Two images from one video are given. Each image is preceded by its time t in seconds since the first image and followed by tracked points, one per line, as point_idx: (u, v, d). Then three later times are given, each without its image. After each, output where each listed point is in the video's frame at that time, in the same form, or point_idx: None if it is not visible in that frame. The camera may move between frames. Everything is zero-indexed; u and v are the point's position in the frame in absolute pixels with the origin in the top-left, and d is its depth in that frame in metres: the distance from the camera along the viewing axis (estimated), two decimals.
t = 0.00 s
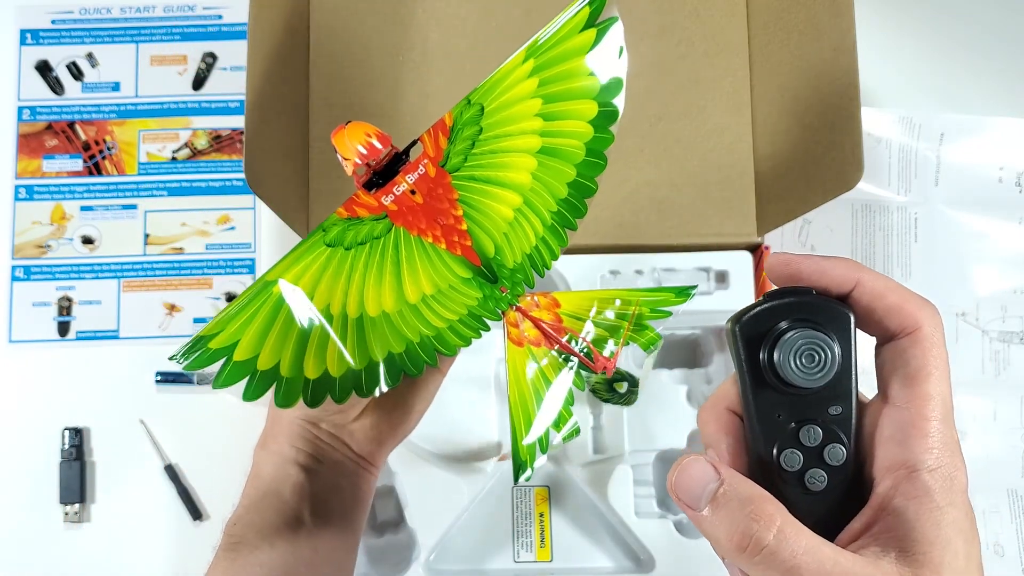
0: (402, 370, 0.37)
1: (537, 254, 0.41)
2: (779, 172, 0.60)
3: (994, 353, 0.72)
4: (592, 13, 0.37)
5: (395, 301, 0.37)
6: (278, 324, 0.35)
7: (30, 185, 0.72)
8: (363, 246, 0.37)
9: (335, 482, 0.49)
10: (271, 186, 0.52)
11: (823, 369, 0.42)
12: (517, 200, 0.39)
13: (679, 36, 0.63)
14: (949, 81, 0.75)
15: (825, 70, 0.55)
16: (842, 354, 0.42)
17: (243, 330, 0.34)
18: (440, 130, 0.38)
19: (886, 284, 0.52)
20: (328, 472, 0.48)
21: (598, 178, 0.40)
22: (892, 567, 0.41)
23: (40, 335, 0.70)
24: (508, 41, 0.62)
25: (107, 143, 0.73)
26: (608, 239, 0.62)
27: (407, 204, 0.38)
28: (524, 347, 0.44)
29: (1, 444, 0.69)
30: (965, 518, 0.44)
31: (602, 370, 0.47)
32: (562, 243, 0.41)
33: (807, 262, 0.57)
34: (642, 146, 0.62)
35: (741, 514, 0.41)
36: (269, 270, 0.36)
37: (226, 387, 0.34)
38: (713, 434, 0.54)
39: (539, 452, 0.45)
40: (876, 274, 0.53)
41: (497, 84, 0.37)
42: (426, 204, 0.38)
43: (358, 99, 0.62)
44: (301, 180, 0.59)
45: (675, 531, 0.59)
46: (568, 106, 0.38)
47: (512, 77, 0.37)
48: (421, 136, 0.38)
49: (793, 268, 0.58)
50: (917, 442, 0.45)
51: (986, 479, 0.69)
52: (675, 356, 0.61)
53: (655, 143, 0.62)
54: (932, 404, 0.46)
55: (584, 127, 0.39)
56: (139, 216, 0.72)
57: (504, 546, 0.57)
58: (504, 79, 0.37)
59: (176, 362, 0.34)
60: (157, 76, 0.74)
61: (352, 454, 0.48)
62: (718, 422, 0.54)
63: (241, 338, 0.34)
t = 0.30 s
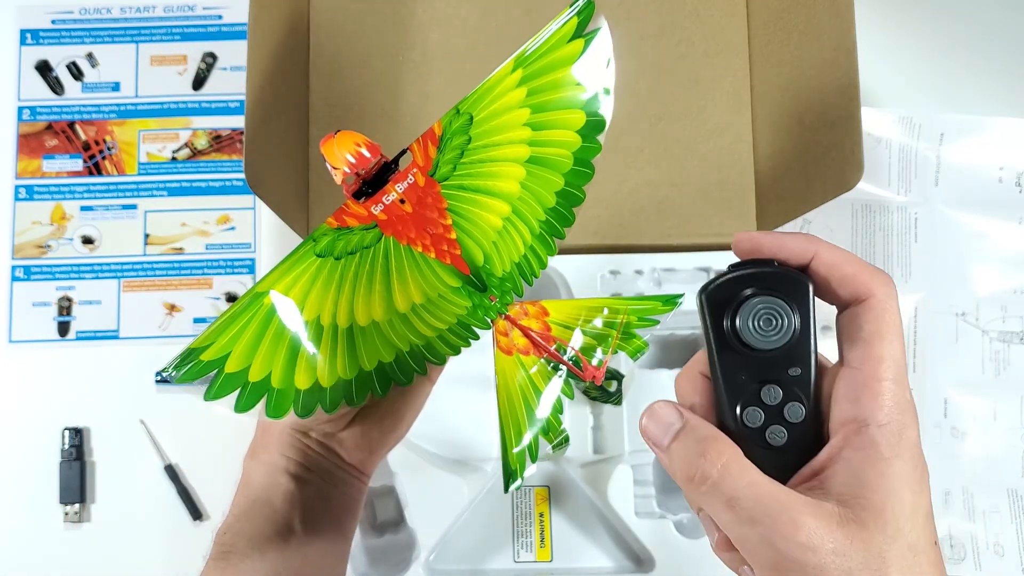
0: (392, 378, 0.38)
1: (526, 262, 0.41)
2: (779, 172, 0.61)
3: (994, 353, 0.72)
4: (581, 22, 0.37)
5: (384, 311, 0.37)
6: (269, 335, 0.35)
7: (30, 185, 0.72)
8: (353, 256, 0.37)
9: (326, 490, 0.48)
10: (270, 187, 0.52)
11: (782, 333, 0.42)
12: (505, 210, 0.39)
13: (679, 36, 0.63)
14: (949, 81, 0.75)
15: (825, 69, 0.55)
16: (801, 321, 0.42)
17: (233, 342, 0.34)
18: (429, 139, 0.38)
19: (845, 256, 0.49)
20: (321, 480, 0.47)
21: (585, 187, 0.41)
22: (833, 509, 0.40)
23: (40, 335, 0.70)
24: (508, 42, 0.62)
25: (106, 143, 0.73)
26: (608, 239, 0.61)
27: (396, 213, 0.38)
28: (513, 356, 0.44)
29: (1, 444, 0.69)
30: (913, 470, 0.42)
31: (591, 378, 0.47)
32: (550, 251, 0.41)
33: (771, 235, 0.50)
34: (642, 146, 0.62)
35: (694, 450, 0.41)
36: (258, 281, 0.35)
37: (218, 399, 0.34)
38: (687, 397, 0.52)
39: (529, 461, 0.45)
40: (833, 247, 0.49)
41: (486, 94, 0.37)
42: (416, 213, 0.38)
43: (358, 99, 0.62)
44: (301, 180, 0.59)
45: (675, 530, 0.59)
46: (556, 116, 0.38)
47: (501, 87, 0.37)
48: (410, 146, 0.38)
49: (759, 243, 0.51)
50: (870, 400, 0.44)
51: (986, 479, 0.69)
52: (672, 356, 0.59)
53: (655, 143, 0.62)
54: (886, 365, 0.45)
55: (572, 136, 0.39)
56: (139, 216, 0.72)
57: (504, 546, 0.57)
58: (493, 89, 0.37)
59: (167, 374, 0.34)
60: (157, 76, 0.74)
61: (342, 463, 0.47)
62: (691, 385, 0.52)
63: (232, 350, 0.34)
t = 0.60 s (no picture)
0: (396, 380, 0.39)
1: (531, 265, 0.42)
2: (781, 171, 0.61)
3: (994, 353, 0.72)
4: (586, 25, 0.37)
5: (390, 316, 0.37)
6: (274, 341, 0.35)
7: (30, 185, 0.72)
8: (358, 260, 0.36)
9: (329, 493, 0.48)
10: (270, 186, 0.52)
11: (787, 318, 0.42)
12: (510, 213, 0.39)
13: (679, 36, 0.63)
14: (949, 82, 0.75)
15: (825, 69, 0.55)
16: (806, 307, 0.42)
17: (239, 347, 0.35)
18: (435, 143, 0.37)
19: (850, 243, 0.49)
20: (324, 483, 0.47)
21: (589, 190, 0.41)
22: (835, 490, 0.40)
23: (40, 335, 0.70)
24: (508, 42, 0.62)
25: (106, 143, 0.73)
26: (608, 240, 0.61)
27: (402, 217, 0.38)
28: (519, 360, 0.44)
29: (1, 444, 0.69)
30: (913, 453, 0.42)
31: (598, 385, 0.46)
32: (556, 255, 0.42)
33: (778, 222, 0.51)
34: (642, 146, 0.62)
35: (701, 427, 0.41)
36: (263, 285, 0.35)
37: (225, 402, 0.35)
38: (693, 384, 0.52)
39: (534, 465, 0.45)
40: (839, 234, 0.49)
41: (492, 98, 0.37)
42: (420, 217, 0.38)
43: (358, 99, 0.62)
44: (301, 180, 0.59)
45: (675, 530, 0.60)
46: (562, 119, 0.38)
47: (506, 90, 0.37)
48: (416, 149, 0.37)
49: (766, 230, 0.52)
50: (872, 384, 0.43)
51: (986, 479, 0.69)
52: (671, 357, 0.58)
53: (655, 143, 0.62)
54: (888, 350, 0.44)
55: (577, 140, 0.39)
56: (139, 216, 0.72)
57: (504, 546, 0.57)
58: (498, 93, 0.37)
59: (175, 378, 0.34)
60: (157, 76, 0.74)
61: (346, 466, 0.48)
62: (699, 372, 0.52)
63: (238, 354, 0.35)
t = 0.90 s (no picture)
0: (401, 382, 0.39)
1: (534, 267, 0.41)
2: (782, 172, 0.61)
3: (994, 353, 0.72)
4: (588, 26, 0.37)
5: (394, 317, 0.37)
6: (278, 341, 0.35)
7: (30, 185, 0.72)
8: (362, 261, 0.37)
9: (331, 493, 0.48)
10: (270, 187, 0.52)
11: (791, 322, 0.42)
12: (513, 214, 0.39)
13: (679, 36, 0.63)
14: (949, 81, 0.75)
15: (825, 68, 0.55)
16: (810, 312, 0.42)
17: (243, 349, 0.35)
18: (438, 144, 0.37)
19: (853, 247, 0.48)
20: (326, 483, 0.47)
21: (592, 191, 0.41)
22: (839, 494, 0.40)
23: (40, 335, 0.70)
24: (508, 42, 0.62)
25: (106, 143, 0.73)
26: (608, 240, 0.62)
27: (405, 218, 0.38)
28: (522, 360, 0.44)
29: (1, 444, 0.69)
30: (916, 456, 0.42)
31: (601, 384, 0.46)
32: (558, 255, 0.42)
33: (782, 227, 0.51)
34: (642, 146, 0.62)
35: (705, 431, 0.41)
36: (267, 286, 0.35)
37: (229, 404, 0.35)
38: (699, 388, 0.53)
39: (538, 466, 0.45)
40: (842, 238, 0.49)
41: (494, 99, 0.37)
42: (423, 218, 0.38)
43: (358, 100, 0.62)
44: (301, 181, 0.59)
45: (675, 530, 0.60)
46: (564, 120, 0.38)
47: (509, 91, 0.37)
48: (419, 151, 0.38)
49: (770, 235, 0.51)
50: (874, 387, 0.43)
51: (986, 479, 0.69)
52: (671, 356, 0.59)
53: (655, 143, 0.62)
54: (890, 354, 0.44)
55: (579, 141, 0.39)
56: (139, 216, 0.72)
57: (504, 546, 0.57)
58: (501, 93, 0.37)
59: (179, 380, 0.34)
60: (157, 76, 0.74)
61: (348, 466, 0.48)
62: (702, 376, 0.53)
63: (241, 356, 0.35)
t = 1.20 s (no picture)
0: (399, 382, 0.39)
1: (532, 266, 0.42)
2: (781, 172, 0.61)
3: (994, 353, 0.72)
4: (587, 27, 0.37)
5: (392, 317, 0.37)
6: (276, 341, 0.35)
7: (30, 185, 0.72)
8: (361, 262, 0.36)
9: (331, 493, 0.48)
10: (271, 187, 0.52)
11: (789, 321, 0.42)
12: (511, 214, 0.39)
13: (679, 36, 0.63)
14: (949, 82, 0.75)
15: (825, 67, 0.55)
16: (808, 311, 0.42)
17: (240, 350, 0.35)
18: (436, 145, 0.37)
19: (855, 246, 0.48)
20: (326, 483, 0.47)
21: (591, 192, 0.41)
22: (837, 492, 0.40)
23: (40, 335, 0.70)
24: (508, 42, 0.62)
25: (106, 143, 0.73)
26: (608, 240, 0.62)
27: (403, 218, 0.38)
28: (520, 361, 0.44)
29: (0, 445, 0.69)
30: (915, 455, 0.42)
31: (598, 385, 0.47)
32: (557, 255, 0.42)
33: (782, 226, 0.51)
34: (642, 146, 0.62)
35: (704, 430, 0.41)
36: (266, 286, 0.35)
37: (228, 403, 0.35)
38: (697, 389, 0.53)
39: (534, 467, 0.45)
40: (845, 238, 0.49)
41: (493, 100, 0.37)
42: (422, 219, 0.38)
43: (358, 99, 0.62)
44: (301, 181, 0.59)
45: (675, 530, 0.60)
46: (564, 120, 0.38)
47: (507, 92, 0.37)
48: (417, 151, 0.38)
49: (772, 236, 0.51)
50: (874, 387, 0.43)
51: (986, 479, 0.69)
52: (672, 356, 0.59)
53: (655, 143, 0.62)
54: (889, 354, 0.44)
55: (578, 142, 0.39)
56: (139, 216, 0.72)
57: (504, 546, 0.57)
58: (499, 94, 0.37)
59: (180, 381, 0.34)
60: (157, 76, 0.74)
61: (348, 467, 0.48)
62: (701, 376, 0.53)
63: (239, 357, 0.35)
